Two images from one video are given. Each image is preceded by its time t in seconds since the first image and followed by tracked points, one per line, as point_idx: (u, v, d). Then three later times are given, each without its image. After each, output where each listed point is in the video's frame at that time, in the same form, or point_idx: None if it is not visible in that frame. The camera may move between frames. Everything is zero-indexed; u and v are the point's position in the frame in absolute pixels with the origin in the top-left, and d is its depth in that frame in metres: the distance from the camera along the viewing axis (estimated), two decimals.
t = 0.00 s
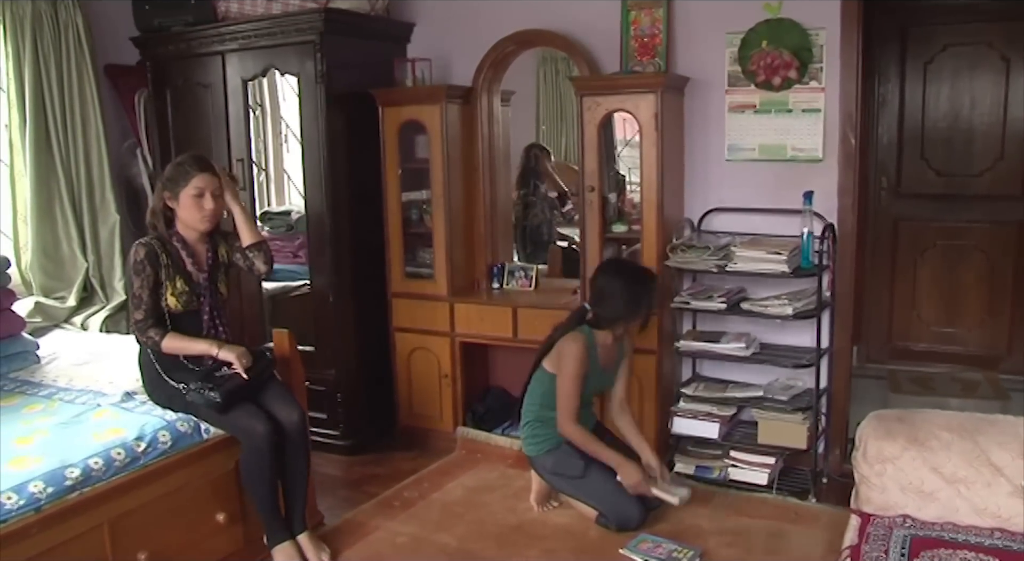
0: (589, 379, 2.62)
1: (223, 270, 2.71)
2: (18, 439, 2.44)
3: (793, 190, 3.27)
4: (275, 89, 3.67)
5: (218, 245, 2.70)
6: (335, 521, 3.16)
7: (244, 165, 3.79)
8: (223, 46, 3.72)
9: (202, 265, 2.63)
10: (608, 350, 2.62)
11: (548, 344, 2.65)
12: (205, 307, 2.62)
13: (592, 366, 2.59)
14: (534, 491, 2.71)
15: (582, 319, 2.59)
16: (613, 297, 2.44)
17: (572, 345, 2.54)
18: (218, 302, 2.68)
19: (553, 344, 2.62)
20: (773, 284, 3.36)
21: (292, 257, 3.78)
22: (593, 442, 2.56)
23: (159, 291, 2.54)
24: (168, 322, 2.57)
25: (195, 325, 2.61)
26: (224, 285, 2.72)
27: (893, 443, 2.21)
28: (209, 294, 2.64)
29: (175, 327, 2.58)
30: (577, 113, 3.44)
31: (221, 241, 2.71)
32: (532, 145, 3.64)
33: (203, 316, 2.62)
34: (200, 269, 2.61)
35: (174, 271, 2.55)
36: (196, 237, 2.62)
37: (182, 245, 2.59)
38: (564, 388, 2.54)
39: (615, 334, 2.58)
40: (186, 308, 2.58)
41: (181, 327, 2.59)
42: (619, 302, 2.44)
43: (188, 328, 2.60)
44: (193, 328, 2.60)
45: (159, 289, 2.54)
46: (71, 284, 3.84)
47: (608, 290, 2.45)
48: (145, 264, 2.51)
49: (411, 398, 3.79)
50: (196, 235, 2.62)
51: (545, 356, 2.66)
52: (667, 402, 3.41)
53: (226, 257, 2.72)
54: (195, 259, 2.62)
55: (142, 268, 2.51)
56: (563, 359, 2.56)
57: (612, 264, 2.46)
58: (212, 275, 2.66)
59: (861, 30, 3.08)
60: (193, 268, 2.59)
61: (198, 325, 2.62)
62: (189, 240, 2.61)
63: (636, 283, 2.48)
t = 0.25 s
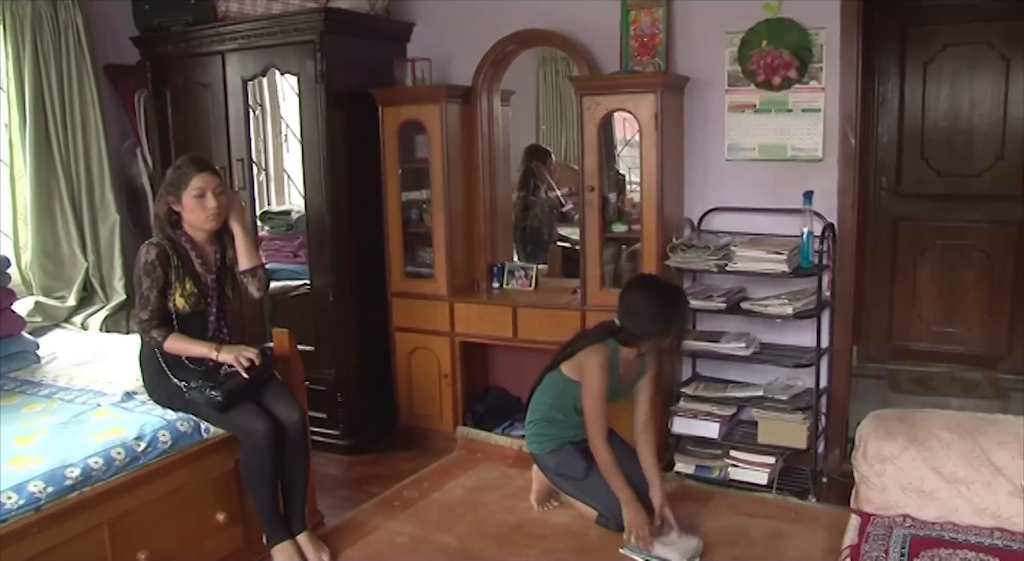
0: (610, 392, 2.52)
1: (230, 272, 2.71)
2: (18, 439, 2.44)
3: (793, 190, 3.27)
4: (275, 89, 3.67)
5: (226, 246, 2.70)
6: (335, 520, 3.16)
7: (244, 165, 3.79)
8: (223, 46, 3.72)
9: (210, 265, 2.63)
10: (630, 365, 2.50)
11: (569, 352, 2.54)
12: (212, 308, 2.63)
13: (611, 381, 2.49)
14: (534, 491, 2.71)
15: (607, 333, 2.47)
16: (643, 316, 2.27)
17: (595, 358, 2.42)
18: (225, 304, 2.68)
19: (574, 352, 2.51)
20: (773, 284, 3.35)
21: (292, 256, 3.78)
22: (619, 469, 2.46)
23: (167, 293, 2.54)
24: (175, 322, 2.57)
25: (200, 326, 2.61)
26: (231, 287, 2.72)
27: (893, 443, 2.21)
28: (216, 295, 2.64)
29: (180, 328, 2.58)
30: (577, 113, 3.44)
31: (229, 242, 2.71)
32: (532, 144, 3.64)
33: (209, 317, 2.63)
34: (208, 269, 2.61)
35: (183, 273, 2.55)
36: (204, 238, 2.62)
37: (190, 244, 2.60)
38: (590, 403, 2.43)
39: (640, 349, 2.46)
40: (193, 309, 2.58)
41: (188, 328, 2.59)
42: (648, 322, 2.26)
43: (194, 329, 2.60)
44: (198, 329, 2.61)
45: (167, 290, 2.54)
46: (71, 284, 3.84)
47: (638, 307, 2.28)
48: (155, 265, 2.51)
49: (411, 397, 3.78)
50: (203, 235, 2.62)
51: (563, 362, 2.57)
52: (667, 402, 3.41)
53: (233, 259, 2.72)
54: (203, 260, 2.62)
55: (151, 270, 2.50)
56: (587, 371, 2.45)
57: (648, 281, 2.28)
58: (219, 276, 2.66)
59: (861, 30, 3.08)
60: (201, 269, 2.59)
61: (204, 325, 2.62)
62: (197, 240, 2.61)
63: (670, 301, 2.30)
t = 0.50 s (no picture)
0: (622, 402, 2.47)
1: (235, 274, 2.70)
2: (18, 439, 2.44)
3: (793, 190, 3.27)
4: (275, 89, 3.67)
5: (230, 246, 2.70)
6: (335, 520, 3.16)
7: (244, 165, 3.79)
8: (223, 46, 3.72)
9: (214, 265, 2.64)
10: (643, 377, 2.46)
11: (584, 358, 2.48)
12: (215, 309, 2.63)
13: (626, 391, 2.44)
14: (534, 491, 2.71)
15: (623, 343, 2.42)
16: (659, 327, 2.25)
17: (612, 369, 2.38)
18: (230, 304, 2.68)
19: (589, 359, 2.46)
20: (773, 284, 3.35)
21: (291, 256, 3.79)
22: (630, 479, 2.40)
23: (170, 293, 2.54)
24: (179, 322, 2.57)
25: (203, 326, 2.61)
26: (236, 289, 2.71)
27: (893, 443, 2.21)
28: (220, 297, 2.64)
29: (184, 328, 2.58)
30: (577, 113, 3.44)
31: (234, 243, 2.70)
32: (532, 144, 3.64)
33: (213, 318, 2.63)
34: (212, 269, 2.61)
35: (186, 273, 2.55)
36: (207, 237, 2.62)
37: (194, 243, 2.60)
38: (603, 413, 2.39)
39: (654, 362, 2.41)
40: (196, 308, 2.58)
41: (192, 328, 2.59)
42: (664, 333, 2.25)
43: (197, 329, 2.60)
44: (202, 329, 2.61)
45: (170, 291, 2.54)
46: (71, 284, 3.84)
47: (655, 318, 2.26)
48: (158, 265, 2.51)
49: (411, 397, 3.78)
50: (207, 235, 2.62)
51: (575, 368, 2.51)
52: (667, 402, 3.41)
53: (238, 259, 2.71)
54: (206, 259, 2.62)
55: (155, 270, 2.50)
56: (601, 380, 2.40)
57: (667, 292, 2.28)
58: (223, 276, 2.66)
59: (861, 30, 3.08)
60: (204, 268, 2.59)
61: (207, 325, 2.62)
62: (200, 239, 2.61)
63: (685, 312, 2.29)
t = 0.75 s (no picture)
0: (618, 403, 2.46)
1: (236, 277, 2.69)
2: (18, 439, 2.44)
3: (793, 190, 3.27)
4: (275, 89, 3.67)
5: (231, 247, 2.69)
6: (335, 520, 3.16)
7: (244, 165, 3.79)
8: (223, 46, 3.72)
9: (213, 264, 2.63)
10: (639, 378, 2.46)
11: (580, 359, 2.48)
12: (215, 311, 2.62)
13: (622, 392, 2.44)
14: (534, 491, 2.70)
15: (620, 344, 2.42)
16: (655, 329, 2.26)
17: (607, 372, 2.37)
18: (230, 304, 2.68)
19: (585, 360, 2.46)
20: (773, 284, 3.35)
21: (291, 256, 3.79)
22: (627, 483, 2.38)
23: (169, 293, 2.54)
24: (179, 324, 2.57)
25: (202, 327, 2.61)
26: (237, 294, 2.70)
27: (893, 443, 2.21)
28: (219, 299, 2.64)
29: (184, 329, 2.58)
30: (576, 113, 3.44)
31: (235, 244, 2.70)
32: (532, 144, 3.64)
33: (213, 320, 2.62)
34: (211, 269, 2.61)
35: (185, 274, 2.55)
36: (207, 237, 2.62)
37: (193, 243, 2.60)
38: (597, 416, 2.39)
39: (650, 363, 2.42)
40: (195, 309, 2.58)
41: (191, 329, 2.59)
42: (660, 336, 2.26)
43: (197, 330, 2.60)
44: (201, 330, 2.61)
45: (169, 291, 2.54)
46: (71, 284, 3.84)
47: (651, 320, 2.26)
48: (156, 265, 2.51)
49: (411, 397, 3.78)
50: (206, 236, 2.62)
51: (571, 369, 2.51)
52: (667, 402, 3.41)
53: (239, 261, 2.71)
54: (205, 259, 2.62)
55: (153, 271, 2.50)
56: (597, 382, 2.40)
57: (665, 293, 2.28)
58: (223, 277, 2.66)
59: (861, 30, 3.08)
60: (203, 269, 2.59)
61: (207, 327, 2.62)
62: (200, 239, 2.61)
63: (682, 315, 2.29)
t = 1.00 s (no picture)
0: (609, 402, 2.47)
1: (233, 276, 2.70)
2: (18, 439, 2.44)
3: (793, 190, 3.27)
4: (274, 89, 3.67)
5: (226, 247, 2.69)
6: (334, 520, 3.16)
7: (243, 165, 3.79)
8: (223, 46, 3.72)
9: (209, 264, 2.64)
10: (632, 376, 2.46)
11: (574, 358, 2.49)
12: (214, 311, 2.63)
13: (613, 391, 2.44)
14: (533, 491, 2.70)
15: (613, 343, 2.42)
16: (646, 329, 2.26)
17: (598, 371, 2.38)
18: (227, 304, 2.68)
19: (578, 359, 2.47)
20: (772, 284, 3.35)
21: (291, 256, 3.79)
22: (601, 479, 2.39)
23: (168, 296, 2.54)
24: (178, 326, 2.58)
25: (201, 328, 2.61)
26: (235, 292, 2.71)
27: (892, 443, 2.21)
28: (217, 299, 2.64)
29: (184, 330, 2.59)
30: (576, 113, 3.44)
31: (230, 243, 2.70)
32: (531, 145, 3.64)
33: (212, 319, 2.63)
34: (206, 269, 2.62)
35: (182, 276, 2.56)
36: (201, 237, 2.63)
37: (188, 244, 2.61)
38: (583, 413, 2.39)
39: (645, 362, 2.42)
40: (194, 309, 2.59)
41: (191, 330, 2.60)
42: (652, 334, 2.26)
43: (196, 331, 2.60)
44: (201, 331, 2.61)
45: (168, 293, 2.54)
46: (70, 284, 3.84)
47: (643, 319, 2.27)
48: (153, 269, 2.51)
49: (410, 398, 3.79)
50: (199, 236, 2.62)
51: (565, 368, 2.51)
52: (667, 402, 3.41)
53: (235, 260, 2.71)
54: (201, 258, 2.63)
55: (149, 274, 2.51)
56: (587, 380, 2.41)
57: (656, 293, 2.29)
58: (220, 277, 2.66)
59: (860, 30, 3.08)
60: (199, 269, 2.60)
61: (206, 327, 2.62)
62: (194, 239, 2.62)
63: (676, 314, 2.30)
